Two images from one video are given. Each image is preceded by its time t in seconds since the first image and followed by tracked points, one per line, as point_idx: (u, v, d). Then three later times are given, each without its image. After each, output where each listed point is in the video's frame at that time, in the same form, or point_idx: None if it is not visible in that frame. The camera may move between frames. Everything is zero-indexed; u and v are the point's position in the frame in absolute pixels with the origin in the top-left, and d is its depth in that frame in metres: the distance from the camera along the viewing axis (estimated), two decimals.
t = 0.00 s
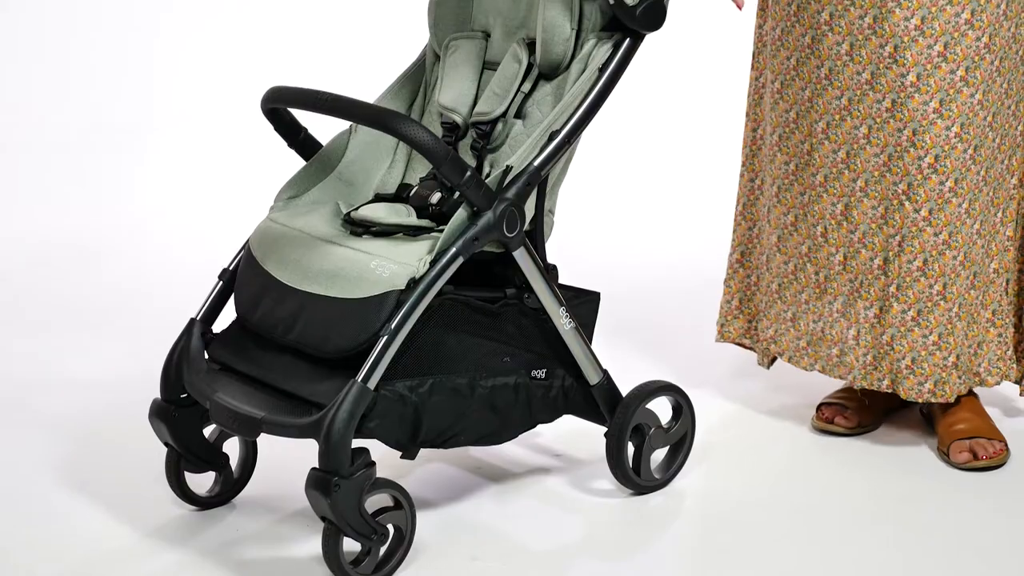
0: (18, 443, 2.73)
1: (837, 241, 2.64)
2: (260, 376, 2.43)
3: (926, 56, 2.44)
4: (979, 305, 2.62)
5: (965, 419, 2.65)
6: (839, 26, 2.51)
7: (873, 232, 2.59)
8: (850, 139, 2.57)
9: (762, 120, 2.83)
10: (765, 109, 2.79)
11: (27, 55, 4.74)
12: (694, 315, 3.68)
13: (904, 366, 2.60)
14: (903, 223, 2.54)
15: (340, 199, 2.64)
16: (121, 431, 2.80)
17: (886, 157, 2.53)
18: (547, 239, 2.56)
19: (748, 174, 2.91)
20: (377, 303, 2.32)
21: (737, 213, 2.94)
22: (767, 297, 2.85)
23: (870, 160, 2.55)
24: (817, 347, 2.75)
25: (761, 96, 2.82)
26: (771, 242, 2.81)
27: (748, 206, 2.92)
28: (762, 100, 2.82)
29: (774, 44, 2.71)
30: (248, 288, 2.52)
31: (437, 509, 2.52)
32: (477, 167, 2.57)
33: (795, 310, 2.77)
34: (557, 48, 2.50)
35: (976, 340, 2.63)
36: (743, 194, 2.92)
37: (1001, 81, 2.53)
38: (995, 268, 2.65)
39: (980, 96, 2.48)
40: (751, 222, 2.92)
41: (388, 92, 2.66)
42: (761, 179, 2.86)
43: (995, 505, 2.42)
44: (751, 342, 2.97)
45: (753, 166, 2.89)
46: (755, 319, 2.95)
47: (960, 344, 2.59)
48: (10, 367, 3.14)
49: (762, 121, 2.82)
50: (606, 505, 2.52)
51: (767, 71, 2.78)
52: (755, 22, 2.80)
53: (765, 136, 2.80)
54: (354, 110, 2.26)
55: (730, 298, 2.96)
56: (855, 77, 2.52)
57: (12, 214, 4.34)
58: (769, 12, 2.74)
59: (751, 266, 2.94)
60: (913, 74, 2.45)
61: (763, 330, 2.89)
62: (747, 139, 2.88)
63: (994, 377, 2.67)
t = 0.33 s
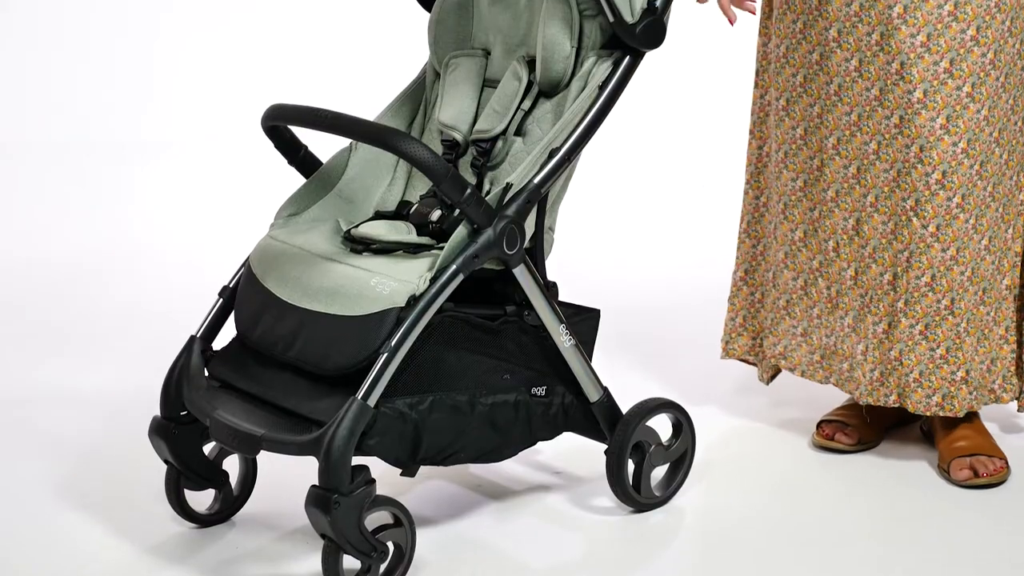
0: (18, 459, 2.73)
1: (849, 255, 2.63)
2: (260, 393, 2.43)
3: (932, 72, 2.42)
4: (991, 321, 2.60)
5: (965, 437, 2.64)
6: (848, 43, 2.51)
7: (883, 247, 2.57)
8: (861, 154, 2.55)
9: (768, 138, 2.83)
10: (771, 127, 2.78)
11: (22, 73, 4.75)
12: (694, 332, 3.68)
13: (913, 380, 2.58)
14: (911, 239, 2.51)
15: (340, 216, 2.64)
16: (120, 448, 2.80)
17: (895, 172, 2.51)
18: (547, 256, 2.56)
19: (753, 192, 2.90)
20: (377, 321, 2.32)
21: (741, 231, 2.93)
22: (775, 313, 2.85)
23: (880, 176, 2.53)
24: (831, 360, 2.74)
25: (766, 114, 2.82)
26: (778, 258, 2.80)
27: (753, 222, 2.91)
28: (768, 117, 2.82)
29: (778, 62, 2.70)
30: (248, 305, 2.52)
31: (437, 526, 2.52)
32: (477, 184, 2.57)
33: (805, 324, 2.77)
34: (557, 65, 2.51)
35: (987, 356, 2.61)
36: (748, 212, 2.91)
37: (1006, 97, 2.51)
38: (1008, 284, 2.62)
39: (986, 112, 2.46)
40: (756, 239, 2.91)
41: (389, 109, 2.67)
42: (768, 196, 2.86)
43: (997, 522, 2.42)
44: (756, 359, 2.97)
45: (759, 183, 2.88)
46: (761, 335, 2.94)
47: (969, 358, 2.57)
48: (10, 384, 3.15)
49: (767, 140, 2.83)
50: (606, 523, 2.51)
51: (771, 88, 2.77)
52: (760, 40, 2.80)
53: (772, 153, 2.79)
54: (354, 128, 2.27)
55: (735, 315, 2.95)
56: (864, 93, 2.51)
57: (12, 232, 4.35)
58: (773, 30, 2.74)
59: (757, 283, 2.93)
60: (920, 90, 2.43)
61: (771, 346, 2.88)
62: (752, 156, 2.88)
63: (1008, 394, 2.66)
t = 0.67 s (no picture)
0: (17, 475, 2.73)
1: (849, 271, 2.63)
2: (261, 409, 2.43)
3: (932, 88, 2.42)
4: (994, 338, 2.60)
5: (966, 452, 2.64)
6: (847, 59, 2.51)
7: (883, 263, 2.56)
8: (860, 170, 2.55)
9: (774, 153, 2.81)
10: (776, 141, 2.78)
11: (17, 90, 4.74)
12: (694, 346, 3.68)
13: (915, 397, 2.58)
14: (911, 255, 2.51)
15: (340, 232, 2.64)
16: (120, 464, 2.80)
17: (894, 189, 2.51)
18: (547, 272, 2.56)
19: (761, 206, 2.89)
20: (377, 337, 2.32)
21: (750, 245, 2.92)
22: (782, 327, 2.84)
23: (879, 192, 2.53)
24: (834, 375, 2.73)
25: (772, 128, 2.80)
26: (784, 272, 2.80)
27: (761, 237, 2.91)
28: (773, 132, 2.80)
29: (782, 77, 2.69)
30: (248, 321, 2.52)
31: (437, 542, 2.52)
32: (477, 201, 2.57)
33: (811, 338, 2.77)
34: (557, 81, 2.51)
35: (990, 372, 2.61)
36: (756, 227, 2.90)
37: (1006, 113, 2.51)
38: (1012, 301, 2.62)
39: (986, 129, 2.47)
40: (765, 253, 2.90)
41: (388, 125, 2.67)
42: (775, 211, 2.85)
43: (998, 539, 2.41)
44: (765, 373, 2.96)
45: (767, 198, 2.88)
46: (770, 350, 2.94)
47: (972, 375, 2.57)
48: (10, 399, 3.14)
49: (773, 154, 2.80)
50: (606, 539, 2.51)
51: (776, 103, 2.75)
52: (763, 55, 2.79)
53: (777, 167, 2.78)
54: (355, 144, 2.27)
55: (745, 329, 2.95)
56: (863, 109, 2.51)
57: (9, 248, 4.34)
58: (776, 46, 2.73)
59: (765, 297, 2.92)
60: (920, 106, 2.43)
61: (777, 360, 2.88)
62: (760, 171, 2.87)
63: (1014, 410, 2.66)
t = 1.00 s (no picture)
0: (18, 492, 2.72)
1: (847, 288, 2.62)
2: (260, 426, 2.42)
3: (932, 104, 2.42)
4: (991, 353, 2.60)
5: (967, 469, 2.65)
6: (846, 75, 2.50)
7: (880, 280, 2.56)
8: (858, 187, 2.55)
9: (778, 168, 2.79)
10: (779, 157, 2.76)
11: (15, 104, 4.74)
12: (695, 362, 3.68)
13: (914, 414, 2.58)
14: (910, 271, 2.51)
15: (340, 248, 2.64)
16: (120, 480, 2.80)
17: (893, 206, 2.50)
18: (547, 288, 2.56)
19: (767, 222, 2.87)
20: (377, 353, 2.32)
21: (760, 260, 2.91)
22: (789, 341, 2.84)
23: (877, 209, 2.53)
24: (832, 394, 2.73)
25: (775, 144, 2.78)
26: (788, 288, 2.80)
27: (768, 252, 2.89)
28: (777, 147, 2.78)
29: (783, 93, 2.68)
30: (248, 338, 2.52)
31: (438, 557, 2.51)
32: (477, 217, 2.57)
33: (810, 355, 2.77)
34: (557, 98, 2.52)
35: (988, 388, 2.61)
36: (763, 242, 2.88)
37: (1005, 129, 2.51)
38: (1009, 316, 2.62)
39: (985, 145, 2.46)
40: (773, 268, 2.88)
41: (389, 141, 2.68)
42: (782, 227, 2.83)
43: (999, 556, 2.41)
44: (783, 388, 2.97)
45: (773, 214, 2.85)
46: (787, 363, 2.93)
47: (969, 391, 2.57)
48: (10, 416, 3.14)
49: (776, 171, 2.79)
50: (606, 556, 2.50)
51: (777, 119, 2.74)
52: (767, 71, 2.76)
53: (780, 183, 2.77)
54: (355, 159, 2.28)
55: (760, 344, 2.94)
56: (863, 126, 2.50)
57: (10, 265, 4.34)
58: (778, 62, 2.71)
59: (777, 312, 2.90)
60: (920, 122, 2.43)
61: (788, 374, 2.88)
62: (764, 187, 2.86)
63: (1010, 427, 2.65)
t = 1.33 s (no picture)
0: (19, 507, 2.72)
1: (842, 304, 2.61)
2: (260, 441, 2.42)
3: (930, 120, 2.43)
4: (986, 369, 2.60)
5: (967, 485, 2.64)
6: (845, 90, 2.50)
7: (876, 296, 2.55)
8: (856, 203, 2.54)
9: (779, 184, 2.80)
10: (781, 172, 2.77)
11: (13, 119, 4.74)
12: (694, 377, 3.68)
13: (904, 429, 2.58)
14: (907, 287, 2.51)
15: (340, 263, 2.64)
16: (121, 496, 2.80)
17: (890, 221, 2.50)
18: (547, 303, 2.56)
19: (766, 236, 2.86)
20: (377, 369, 2.32)
21: (757, 275, 2.91)
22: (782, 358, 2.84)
23: (875, 224, 2.52)
24: (815, 412, 2.73)
25: (778, 158, 2.79)
26: (786, 303, 2.79)
27: (766, 267, 2.89)
28: (779, 162, 2.79)
29: (786, 107, 2.69)
30: (248, 353, 2.52)
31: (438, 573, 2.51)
32: (477, 232, 2.57)
33: (801, 372, 2.76)
34: (557, 113, 2.52)
35: (984, 404, 2.61)
36: (762, 257, 2.87)
37: (1004, 146, 2.51)
38: (1006, 332, 2.63)
39: (983, 160, 2.47)
40: (771, 284, 2.88)
41: (389, 156, 2.68)
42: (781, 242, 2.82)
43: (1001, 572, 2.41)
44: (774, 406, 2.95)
45: (772, 229, 2.84)
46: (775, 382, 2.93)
47: (959, 405, 2.58)
48: (10, 431, 3.14)
49: (779, 185, 2.79)
50: (606, 571, 2.50)
51: (781, 134, 2.74)
52: (769, 86, 2.78)
53: (781, 198, 2.77)
54: (355, 175, 2.28)
55: (753, 359, 2.95)
56: (860, 141, 2.50)
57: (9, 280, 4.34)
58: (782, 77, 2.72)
59: (771, 328, 2.90)
60: (917, 138, 2.44)
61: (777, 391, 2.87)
62: (765, 202, 2.85)
63: (1010, 445, 2.63)
